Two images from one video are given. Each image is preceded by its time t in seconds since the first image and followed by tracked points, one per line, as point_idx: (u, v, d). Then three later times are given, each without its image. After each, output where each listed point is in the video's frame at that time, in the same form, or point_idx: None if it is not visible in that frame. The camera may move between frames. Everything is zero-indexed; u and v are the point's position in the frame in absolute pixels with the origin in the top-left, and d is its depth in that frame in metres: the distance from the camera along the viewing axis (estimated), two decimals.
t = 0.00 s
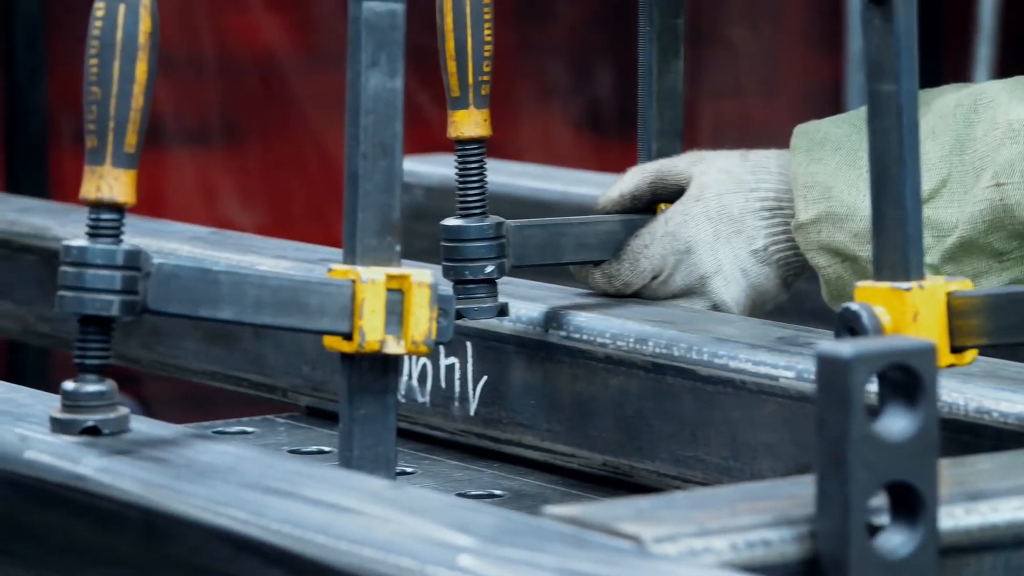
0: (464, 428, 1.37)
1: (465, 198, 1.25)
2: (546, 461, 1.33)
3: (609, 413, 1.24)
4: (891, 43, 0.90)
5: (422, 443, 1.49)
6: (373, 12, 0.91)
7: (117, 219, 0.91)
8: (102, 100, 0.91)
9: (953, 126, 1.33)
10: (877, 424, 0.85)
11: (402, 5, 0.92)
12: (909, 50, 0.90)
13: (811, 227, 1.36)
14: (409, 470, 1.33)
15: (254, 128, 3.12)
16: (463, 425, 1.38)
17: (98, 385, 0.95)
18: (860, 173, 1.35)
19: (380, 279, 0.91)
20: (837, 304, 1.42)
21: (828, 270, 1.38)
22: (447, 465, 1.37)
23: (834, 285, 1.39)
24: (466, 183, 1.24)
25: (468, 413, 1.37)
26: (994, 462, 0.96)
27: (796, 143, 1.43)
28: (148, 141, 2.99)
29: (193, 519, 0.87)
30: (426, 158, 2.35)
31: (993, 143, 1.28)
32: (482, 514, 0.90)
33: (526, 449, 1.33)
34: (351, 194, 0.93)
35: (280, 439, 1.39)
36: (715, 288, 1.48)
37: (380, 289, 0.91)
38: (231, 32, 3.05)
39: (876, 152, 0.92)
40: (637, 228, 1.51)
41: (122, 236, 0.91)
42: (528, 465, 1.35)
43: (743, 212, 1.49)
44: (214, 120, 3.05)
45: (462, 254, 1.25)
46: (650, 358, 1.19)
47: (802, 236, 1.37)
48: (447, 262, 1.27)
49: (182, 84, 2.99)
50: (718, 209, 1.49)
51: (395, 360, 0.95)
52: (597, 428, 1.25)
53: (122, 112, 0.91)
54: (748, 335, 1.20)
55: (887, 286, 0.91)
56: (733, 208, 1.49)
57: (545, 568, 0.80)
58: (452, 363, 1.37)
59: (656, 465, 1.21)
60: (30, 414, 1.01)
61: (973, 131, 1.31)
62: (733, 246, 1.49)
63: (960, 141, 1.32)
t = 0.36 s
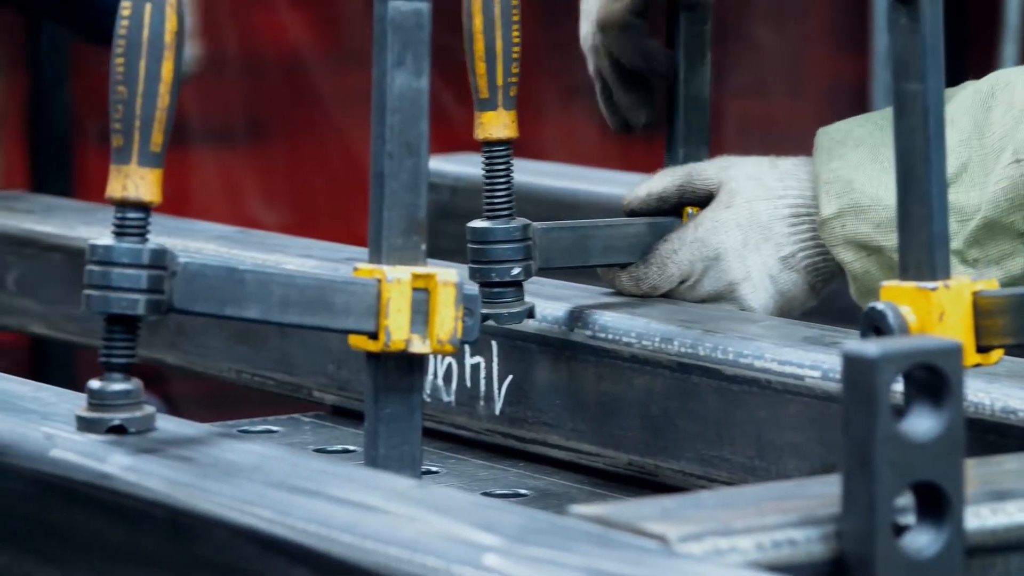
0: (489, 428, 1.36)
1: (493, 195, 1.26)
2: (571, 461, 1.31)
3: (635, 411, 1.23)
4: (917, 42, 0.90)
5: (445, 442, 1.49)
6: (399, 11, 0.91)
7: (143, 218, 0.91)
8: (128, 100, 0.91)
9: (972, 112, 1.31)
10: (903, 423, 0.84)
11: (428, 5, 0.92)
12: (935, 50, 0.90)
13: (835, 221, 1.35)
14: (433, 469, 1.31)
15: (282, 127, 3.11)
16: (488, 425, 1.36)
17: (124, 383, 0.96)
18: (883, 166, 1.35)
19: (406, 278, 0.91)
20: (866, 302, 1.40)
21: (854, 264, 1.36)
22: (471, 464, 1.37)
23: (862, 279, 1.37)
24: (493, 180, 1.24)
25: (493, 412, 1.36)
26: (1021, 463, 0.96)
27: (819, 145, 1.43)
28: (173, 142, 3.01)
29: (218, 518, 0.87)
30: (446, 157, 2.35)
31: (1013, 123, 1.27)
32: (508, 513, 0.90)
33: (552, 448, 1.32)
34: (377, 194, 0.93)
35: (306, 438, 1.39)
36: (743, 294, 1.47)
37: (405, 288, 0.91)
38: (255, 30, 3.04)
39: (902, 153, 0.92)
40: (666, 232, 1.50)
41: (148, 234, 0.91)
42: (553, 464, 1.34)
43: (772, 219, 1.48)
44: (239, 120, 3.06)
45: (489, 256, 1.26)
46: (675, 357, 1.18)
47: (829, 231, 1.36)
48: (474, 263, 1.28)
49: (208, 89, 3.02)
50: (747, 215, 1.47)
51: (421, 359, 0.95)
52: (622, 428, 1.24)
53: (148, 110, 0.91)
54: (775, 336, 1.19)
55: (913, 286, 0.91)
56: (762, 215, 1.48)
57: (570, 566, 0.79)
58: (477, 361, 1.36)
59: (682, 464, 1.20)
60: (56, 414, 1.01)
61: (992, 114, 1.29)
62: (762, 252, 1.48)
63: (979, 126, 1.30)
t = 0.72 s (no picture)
0: (512, 427, 1.33)
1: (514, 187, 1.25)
2: (596, 460, 1.28)
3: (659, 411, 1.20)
4: (942, 42, 0.90)
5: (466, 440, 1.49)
6: (423, 10, 0.91)
7: (167, 217, 0.91)
8: (152, 99, 0.91)
9: (997, 97, 1.27)
10: (927, 423, 0.84)
11: (452, 4, 0.92)
12: (960, 49, 0.90)
13: (865, 217, 1.32)
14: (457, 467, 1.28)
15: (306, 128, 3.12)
16: (512, 424, 1.34)
17: (149, 381, 0.96)
18: (910, 159, 1.31)
19: (430, 277, 0.91)
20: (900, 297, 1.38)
21: (889, 258, 1.33)
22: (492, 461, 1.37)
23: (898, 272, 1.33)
24: (517, 180, 1.25)
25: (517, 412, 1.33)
26: None
27: (845, 144, 1.40)
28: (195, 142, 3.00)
29: (241, 517, 0.87)
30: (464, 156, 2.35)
31: None
32: (531, 513, 0.89)
33: (577, 447, 1.28)
34: (401, 194, 0.93)
35: (331, 437, 1.38)
36: (765, 297, 1.45)
37: (430, 287, 0.91)
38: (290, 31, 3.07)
39: (927, 152, 0.91)
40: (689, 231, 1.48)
41: (171, 234, 0.91)
42: (577, 465, 1.30)
43: (797, 222, 1.45)
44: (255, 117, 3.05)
45: (513, 256, 1.24)
46: (699, 357, 1.16)
47: (859, 226, 1.34)
48: (499, 264, 1.26)
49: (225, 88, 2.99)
50: (772, 218, 1.44)
51: (445, 357, 0.95)
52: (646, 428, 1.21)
53: (173, 109, 0.91)
54: (799, 335, 1.17)
55: (938, 286, 0.91)
56: (787, 217, 1.45)
57: (594, 565, 0.79)
58: (500, 360, 1.33)
59: (705, 464, 1.17)
60: (81, 412, 1.01)
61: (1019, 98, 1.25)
62: (786, 255, 1.45)
63: (1004, 111, 1.26)
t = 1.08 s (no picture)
0: (536, 427, 1.31)
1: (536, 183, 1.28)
2: (619, 460, 1.26)
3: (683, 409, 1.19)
4: (966, 41, 0.90)
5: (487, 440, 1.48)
6: (448, 9, 0.91)
7: (192, 216, 0.91)
8: (177, 98, 0.91)
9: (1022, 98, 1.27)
10: (951, 423, 0.84)
11: (476, 3, 0.92)
12: (984, 49, 0.90)
13: (890, 219, 1.32)
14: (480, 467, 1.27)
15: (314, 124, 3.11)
16: (536, 424, 1.31)
17: (172, 380, 0.96)
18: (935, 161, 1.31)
19: (454, 276, 0.91)
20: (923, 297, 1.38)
21: (915, 260, 1.33)
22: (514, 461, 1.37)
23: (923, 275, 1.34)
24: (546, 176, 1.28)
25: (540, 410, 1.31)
26: None
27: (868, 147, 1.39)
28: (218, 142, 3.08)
29: (266, 516, 0.87)
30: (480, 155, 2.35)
31: None
32: (555, 512, 0.89)
33: (600, 447, 1.26)
34: (425, 193, 0.93)
35: (354, 437, 1.37)
36: (789, 298, 1.42)
37: (454, 287, 0.91)
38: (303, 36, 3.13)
39: (951, 152, 0.91)
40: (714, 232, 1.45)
41: (196, 233, 0.91)
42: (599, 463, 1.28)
43: (822, 222, 1.42)
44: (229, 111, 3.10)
45: (539, 255, 1.29)
46: (723, 356, 1.15)
47: (885, 229, 1.33)
48: (525, 263, 1.31)
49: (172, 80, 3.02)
50: (797, 218, 1.42)
51: (468, 356, 0.95)
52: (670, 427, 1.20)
53: (197, 108, 0.91)
54: (820, 334, 1.16)
55: (962, 285, 0.91)
56: (812, 218, 1.42)
57: (619, 564, 0.78)
58: (523, 359, 1.31)
59: (729, 463, 1.17)
60: (104, 411, 1.01)
61: None
62: (810, 256, 1.42)
63: None
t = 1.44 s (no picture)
0: (559, 425, 1.33)
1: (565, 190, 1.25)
2: (641, 459, 1.27)
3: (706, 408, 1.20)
4: (990, 41, 0.90)
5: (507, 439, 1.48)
6: (471, 8, 0.91)
7: (215, 215, 0.91)
8: (200, 97, 0.91)
9: None
10: (974, 423, 0.84)
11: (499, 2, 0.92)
12: (1009, 49, 0.90)
13: (915, 237, 1.27)
14: (503, 467, 1.28)
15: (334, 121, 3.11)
16: (559, 422, 1.34)
17: (196, 380, 0.96)
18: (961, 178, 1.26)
19: (477, 276, 0.91)
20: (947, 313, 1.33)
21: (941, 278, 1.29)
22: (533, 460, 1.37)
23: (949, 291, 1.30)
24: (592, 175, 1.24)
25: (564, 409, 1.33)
26: None
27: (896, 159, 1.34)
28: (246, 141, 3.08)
29: (289, 515, 0.87)
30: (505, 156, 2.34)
31: None
32: (578, 512, 0.88)
33: (621, 447, 1.27)
34: (448, 191, 0.93)
35: (376, 436, 1.37)
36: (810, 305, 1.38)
37: (477, 286, 0.91)
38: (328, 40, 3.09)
39: (975, 152, 0.91)
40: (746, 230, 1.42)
41: (219, 233, 0.91)
42: (622, 463, 1.30)
43: (849, 232, 1.37)
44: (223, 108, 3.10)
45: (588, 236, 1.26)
46: (746, 356, 1.15)
47: (910, 247, 1.29)
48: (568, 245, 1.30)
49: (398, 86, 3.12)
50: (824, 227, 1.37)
51: (491, 356, 0.95)
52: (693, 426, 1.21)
53: (221, 107, 0.91)
54: (845, 334, 1.15)
55: (986, 284, 0.91)
56: (839, 227, 1.37)
57: (643, 565, 0.78)
58: (548, 359, 1.33)
59: (752, 463, 1.17)
60: (128, 410, 1.02)
61: None
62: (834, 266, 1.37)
63: None
